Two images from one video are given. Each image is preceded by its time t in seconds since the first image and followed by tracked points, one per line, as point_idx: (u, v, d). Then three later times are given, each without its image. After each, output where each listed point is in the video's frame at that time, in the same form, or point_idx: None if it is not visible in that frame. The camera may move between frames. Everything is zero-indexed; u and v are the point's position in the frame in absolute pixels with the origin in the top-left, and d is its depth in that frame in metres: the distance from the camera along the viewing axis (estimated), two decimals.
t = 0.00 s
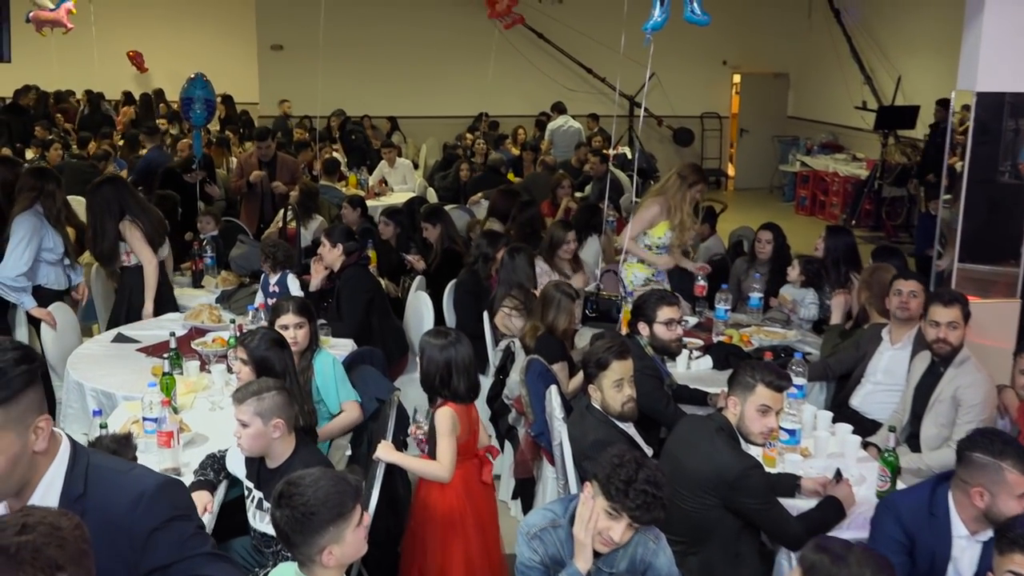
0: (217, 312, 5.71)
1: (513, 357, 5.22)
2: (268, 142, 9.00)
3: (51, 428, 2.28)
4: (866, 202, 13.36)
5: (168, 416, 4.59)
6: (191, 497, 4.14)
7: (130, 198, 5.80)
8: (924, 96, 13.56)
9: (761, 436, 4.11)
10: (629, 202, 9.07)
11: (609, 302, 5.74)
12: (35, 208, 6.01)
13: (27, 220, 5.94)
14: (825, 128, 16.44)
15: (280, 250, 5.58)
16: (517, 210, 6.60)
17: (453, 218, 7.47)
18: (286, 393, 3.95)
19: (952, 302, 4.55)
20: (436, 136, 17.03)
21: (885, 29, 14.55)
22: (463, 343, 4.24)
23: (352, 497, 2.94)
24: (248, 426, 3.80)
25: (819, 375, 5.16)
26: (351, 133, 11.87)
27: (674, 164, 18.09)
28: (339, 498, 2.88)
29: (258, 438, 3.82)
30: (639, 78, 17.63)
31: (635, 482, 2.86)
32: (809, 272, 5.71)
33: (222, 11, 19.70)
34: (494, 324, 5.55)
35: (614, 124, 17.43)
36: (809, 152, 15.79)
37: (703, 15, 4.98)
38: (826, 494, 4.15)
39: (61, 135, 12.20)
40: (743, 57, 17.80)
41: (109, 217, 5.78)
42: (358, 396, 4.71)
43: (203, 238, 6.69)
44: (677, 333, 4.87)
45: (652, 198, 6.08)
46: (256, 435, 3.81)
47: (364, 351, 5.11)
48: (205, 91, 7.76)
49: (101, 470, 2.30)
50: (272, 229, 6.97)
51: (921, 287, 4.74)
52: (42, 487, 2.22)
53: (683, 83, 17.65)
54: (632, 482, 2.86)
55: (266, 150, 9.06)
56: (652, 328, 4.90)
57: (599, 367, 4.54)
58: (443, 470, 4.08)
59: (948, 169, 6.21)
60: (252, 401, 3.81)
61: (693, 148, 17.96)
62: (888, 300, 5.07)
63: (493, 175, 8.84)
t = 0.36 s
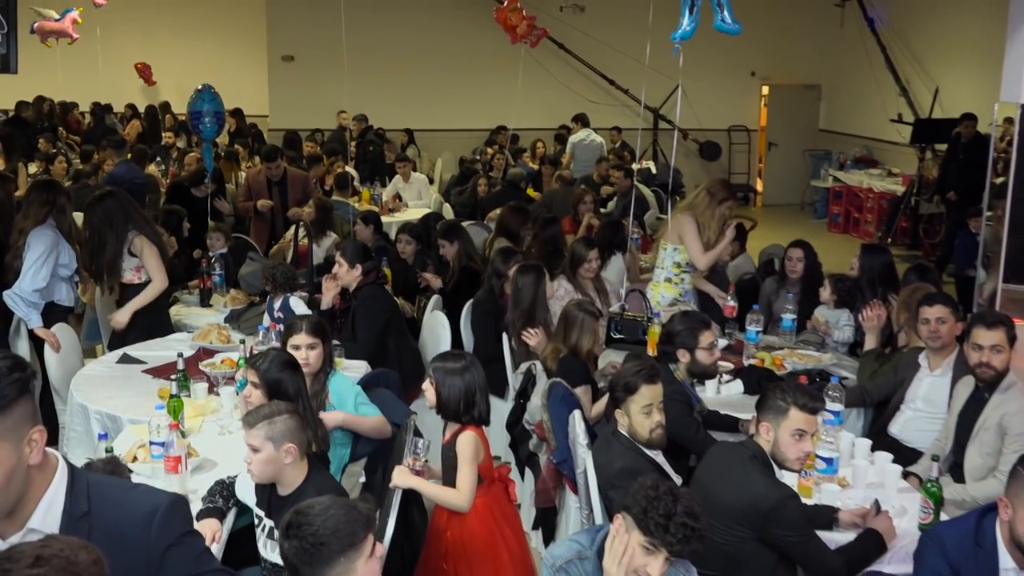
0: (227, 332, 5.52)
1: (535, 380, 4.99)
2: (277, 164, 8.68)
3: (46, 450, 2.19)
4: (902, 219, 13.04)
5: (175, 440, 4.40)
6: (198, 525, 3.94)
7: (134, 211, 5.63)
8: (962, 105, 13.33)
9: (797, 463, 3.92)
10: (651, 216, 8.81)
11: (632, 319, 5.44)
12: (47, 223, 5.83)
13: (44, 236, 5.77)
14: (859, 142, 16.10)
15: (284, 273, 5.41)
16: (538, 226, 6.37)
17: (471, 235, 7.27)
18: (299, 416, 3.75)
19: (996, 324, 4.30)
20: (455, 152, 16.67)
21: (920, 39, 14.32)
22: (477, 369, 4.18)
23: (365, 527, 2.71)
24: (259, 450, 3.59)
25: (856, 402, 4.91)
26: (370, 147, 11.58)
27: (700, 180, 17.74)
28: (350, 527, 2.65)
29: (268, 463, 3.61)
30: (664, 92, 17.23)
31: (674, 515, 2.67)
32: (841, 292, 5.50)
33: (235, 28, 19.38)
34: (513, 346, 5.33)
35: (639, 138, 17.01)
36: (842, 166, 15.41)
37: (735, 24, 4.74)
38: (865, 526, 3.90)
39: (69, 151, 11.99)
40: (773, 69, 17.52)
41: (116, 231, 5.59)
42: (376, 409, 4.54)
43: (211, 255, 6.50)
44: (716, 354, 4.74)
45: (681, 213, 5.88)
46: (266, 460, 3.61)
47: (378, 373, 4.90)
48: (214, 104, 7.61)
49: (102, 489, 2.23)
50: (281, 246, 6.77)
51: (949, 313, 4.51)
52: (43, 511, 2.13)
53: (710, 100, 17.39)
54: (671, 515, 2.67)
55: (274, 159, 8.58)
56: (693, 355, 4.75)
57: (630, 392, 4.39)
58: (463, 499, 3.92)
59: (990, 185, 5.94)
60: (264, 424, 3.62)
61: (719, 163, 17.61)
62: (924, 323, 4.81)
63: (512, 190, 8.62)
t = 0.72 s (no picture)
0: (231, 351, 5.32)
1: (554, 402, 4.75)
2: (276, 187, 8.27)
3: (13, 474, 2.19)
4: (939, 234, 12.50)
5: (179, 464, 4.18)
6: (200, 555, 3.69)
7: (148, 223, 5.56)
8: (1008, 113, 12.63)
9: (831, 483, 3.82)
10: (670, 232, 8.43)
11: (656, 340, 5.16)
12: (45, 236, 5.67)
13: (42, 248, 5.61)
14: (892, 153, 15.43)
15: (288, 290, 5.21)
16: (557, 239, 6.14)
17: (487, 250, 7.09)
18: (308, 439, 3.54)
19: None
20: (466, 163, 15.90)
21: (959, 44, 13.62)
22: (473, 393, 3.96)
23: (381, 557, 2.49)
24: (266, 475, 3.38)
25: (893, 427, 4.62)
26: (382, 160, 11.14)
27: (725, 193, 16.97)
28: (366, 555, 2.43)
29: (276, 489, 3.40)
30: (688, 99, 16.29)
31: (709, 548, 2.66)
32: (872, 310, 5.26)
33: (245, 30, 18.59)
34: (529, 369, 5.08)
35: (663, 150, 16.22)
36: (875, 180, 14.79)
37: (764, 29, 4.53)
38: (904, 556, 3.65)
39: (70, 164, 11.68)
40: (802, 76, 16.60)
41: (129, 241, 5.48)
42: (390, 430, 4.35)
43: (214, 271, 6.27)
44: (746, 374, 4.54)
45: (712, 224, 5.58)
46: (274, 485, 3.39)
47: (388, 396, 4.68)
48: (219, 111, 7.41)
49: (74, 509, 2.26)
50: (287, 264, 6.54)
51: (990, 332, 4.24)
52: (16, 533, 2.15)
53: (736, 106, 16.51)
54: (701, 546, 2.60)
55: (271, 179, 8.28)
56: (721, 376, 4.51)
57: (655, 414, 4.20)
58: (480, 528, 3.77)
59: None
60: (272, 448, 3.41)
61: (745, 173, 16.75)
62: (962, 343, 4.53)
63: (527, 205, 8.34)
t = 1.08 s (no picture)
0: (226, 363, 5.09)
1: (566, 416, 4.53)
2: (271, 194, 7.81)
3: None
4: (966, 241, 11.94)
5: (172, 480, 3.96)
6: None
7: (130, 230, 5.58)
8: None
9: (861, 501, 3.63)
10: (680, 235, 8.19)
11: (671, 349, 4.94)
12: (30, 243, 5.47)
13: (33, 256, 5.42)
14: (920, 158, 14.99)
15: (287, 296, 4.98)
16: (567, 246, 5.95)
17: (494, 257, 6.90)
18: (309, 455, 3.32)
19: None
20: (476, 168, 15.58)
21: (991, 44, 13.25)
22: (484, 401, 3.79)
23: None
24: (264, 493, 3.16)
25: (922, 443, 4.40)
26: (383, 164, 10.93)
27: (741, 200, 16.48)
28: None
29: (276, 508, 3.17)
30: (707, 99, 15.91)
31: (725, 567, 2.57)
32: (901, 320, 5.02)
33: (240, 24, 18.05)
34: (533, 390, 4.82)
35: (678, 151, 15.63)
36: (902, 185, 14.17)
37: (787, 25, 4.37)
38: None
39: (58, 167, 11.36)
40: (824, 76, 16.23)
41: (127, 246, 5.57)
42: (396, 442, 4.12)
43: (208, 279, 6.01)
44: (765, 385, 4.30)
45: (718, 229, 5.35)
46: (273, 504, 3.16)
47: (392, 409, 4.48)
48: (213, 110, 7.10)
49: (37, 524, 2.36)
50: (284, 272, 6.28)
51: None
52: None
53: (757, 110, 16.19)
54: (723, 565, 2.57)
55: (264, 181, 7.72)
56: (740, 387, 4.29)
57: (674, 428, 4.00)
58: (488, 548, 3.58)
59: None
60: (272, 464, 3.18)
61: (766, 178, 16.23)
62: (995, 356, 4.32)
63: (535, 210, 8.13)
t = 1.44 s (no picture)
0: (211, 367, 4.87)
1: (568, 423, 4.31)
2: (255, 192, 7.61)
3: None
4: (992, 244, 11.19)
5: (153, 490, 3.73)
6: None
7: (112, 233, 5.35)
8: None
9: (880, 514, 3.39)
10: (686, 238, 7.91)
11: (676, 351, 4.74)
12: (4, 242, 5.30)
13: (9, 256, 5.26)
14: (936, 154, 14.13)
15: (276, 297, 4.78)
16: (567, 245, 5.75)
17: (492, 258, 6.66)
18: (300, 462, 3.11)
19: None
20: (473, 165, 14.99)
21: (1007, 28, 12.38)
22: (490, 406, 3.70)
23: None
24: (254, 502, 2.95)
25: (942, 451, 4.19)
26: (375, 161, 10.58)
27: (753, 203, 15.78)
28: None
29: (266, 519, 2.96)
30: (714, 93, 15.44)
31: None
32: (916, 325, 4.87)
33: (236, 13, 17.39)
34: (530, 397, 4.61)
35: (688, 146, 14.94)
36: (919, 181, 13.19)
37: (799, 12, 4.41)
38: None
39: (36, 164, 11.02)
40: (840, 70, 15.46)
41: (108, 251, 5.33)
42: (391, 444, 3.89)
43: (191, 281, 5.79)
44: (775, 391, 4.09)
45: (720, 229, 5.11)
46: (264, 514, 2.95)
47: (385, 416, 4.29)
48: (195, 104, 6.89)
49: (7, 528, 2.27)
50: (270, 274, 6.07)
51: None
52: None
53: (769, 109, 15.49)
54: None
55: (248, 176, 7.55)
56: (748, 392, 4.07)
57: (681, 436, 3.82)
58: (489, 561, 3.46)
59: None
60: (262, 472, 2.97)
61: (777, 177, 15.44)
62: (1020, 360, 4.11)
63: (534, 208, 7.88)
